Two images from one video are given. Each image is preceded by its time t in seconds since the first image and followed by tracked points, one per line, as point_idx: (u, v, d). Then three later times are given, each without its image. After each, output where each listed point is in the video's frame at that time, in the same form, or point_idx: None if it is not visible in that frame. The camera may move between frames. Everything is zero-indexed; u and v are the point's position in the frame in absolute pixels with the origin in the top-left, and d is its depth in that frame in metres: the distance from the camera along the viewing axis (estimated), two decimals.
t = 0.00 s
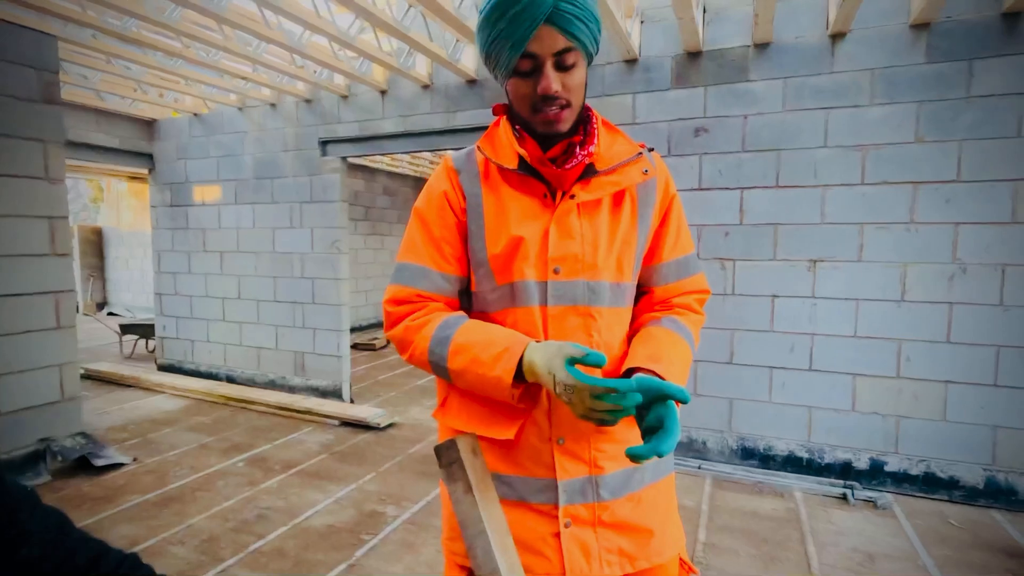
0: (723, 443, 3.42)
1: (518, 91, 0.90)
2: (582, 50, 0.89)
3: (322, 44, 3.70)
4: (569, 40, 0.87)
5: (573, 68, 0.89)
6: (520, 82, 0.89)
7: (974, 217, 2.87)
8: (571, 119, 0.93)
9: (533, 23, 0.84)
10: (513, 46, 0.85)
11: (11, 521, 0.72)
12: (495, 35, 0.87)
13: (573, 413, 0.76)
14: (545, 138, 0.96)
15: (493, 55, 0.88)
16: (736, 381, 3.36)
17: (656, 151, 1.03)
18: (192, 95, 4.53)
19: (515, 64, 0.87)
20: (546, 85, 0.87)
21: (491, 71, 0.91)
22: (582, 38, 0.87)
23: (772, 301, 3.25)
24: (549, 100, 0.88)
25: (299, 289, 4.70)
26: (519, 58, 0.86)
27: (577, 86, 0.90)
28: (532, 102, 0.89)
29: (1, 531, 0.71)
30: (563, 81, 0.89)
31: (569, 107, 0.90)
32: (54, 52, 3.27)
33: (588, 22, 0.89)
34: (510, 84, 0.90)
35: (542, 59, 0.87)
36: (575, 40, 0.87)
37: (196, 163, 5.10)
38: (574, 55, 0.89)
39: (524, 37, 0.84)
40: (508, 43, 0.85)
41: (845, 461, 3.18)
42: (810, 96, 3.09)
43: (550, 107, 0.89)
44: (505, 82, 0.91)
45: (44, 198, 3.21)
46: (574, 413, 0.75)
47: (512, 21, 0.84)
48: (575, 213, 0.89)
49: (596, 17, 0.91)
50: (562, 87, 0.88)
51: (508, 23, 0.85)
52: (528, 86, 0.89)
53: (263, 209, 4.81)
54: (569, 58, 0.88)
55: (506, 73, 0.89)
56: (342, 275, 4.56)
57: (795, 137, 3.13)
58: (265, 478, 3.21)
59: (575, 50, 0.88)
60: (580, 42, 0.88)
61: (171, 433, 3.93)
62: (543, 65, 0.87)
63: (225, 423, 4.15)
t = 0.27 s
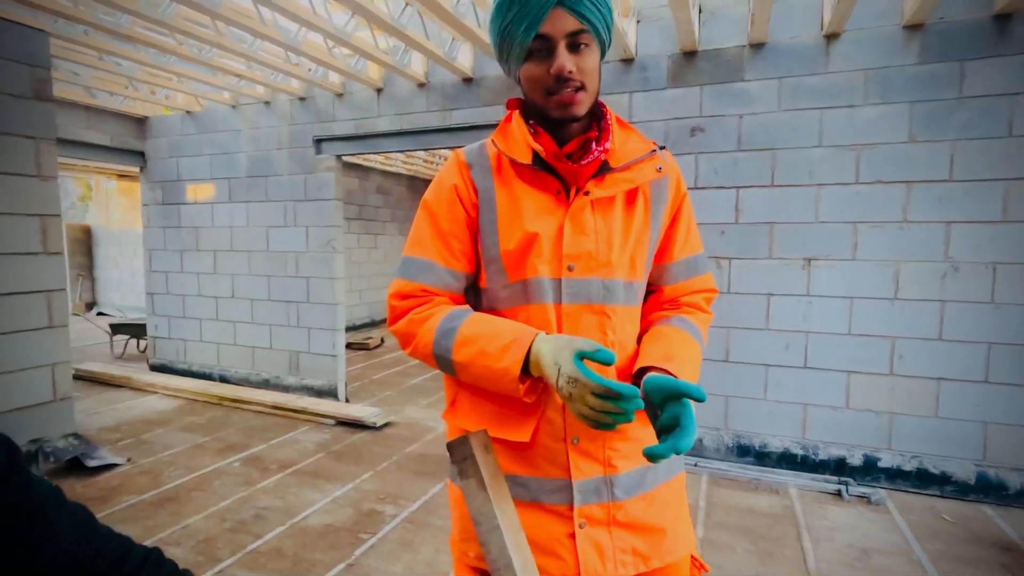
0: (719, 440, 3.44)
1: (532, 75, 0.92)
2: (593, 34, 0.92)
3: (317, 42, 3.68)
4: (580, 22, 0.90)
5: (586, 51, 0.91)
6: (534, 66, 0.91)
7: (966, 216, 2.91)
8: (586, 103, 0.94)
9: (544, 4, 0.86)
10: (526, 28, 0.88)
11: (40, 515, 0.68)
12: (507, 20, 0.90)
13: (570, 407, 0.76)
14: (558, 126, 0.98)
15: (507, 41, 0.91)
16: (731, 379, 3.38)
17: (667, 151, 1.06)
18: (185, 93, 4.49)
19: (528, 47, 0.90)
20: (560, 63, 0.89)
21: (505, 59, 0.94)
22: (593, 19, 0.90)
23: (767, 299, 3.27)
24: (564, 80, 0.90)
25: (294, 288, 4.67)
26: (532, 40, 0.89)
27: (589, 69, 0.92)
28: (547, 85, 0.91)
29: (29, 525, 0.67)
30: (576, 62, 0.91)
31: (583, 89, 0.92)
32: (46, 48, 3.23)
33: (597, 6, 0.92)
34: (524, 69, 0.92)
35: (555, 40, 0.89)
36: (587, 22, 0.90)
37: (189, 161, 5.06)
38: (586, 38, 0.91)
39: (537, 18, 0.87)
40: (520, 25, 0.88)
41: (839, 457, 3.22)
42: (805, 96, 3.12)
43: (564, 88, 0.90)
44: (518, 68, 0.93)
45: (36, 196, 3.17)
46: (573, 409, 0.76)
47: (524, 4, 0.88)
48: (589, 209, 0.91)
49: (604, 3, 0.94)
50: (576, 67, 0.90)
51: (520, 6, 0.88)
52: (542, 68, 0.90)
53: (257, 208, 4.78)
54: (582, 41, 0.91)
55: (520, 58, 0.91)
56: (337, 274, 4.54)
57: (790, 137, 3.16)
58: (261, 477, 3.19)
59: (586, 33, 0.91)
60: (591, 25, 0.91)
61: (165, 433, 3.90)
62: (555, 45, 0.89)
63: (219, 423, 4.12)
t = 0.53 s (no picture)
0: (716, 438, 3.47)
1: (539, 72, 0.93)
2: (599, 29, 0.93)
3: (316, 41, 3.68)
4: (586, 17, 0.91)
5: (592, 45, 0.93)
6: (541, 62, 0.92)
7: (959, 215, 2.95)
8: (593, 97, 0.95)
9: None
10: (531, 25, 0.89)
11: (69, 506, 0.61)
12: (514, 19, 0.91)
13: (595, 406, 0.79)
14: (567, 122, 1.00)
15: (514, 40, 0.92)
16: (728, 377, 3.41)
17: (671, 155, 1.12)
18: (182, 91, 4.48)
19: (535, 44, 0.91)
20: (567, 58, 0.90)
21: (512, 58, 0.96)
22: (598, 14, 0.91)
23: (764, 297, 3.30)
24: (571, 75, 0.91)
25: (291, 287, 4.67)
26: (539, 36, 0.90)
27: (596, 63, 0.93)
28: (554, 81, 0.92)
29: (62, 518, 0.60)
30: (583, 57, 0.92)
31: (590, 83, 0.93)
32: (43, 46, 3.22)
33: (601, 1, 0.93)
34: (532, 67, 0.93)
35: (561, 35, 0.90)
36: (592, 17, 0.91)
37: (185, 161, 5.04)
38: (591, 33, 0.92)
39: (543, 15, 0.88)
40: (526, 22, 0.90)
41: (835, 454, 3.25)
42: (801, 96, 3.14)
43: (571, 83, 0.92)
44: (526, 66, 0.94)
45: (32, 195, 3.15)
46: (599, 408, 0.78)
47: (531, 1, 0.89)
48: (599, 207, 0.94)
49: None
50: (582, 61, 0.91)
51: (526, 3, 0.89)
52: (550, 64, 0.92)
53: (254, 207, 4.77)
54: (588, 36, 0.92)
55: (527, 56, 0.93)
56: (335, 273, 4.54)
57: (787, 137, 3.18)
58: (261, 477, 3.19)
59: (592, 27, 0.92)
60: (596, 20, 0.92)
61: (163, 433, 3.88)
62: (562, 41, 0.90)
63: (217, 423, 4.11)
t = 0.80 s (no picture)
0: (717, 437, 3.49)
1: (550, 84, 0.96)
2: (606, 38, 0.96)
3: (318, 42, 3.69)
4: (594, 27, 0.93)
5: (600, 55, 0.95)
6: (551, 75, 0.95)
7: (959, 216, 2.97)
8: (601, 106, 0.99)
9: (561, 14, 0.89)
10: (541, 39, 0.91)
11: (109, 504, 0.69)
12: (523, 30, 0.92)
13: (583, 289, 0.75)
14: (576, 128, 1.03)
15: (523, 52, 0.94)
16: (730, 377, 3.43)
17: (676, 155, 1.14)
18: (183, 92, 4.48)
19: (545, 56, 0.93)
20: (577, 71, 0.93)
21: (521, 67, 0.97)
22: (605, 26, 0.94)
23: (765, 297, 3.32)
24: (581, 87, 0.94)
25: (293, 288, 4.68)
26: (549, 49, 0.92)
27: (604, 73, 0.96)
28: (564, 92, 0.95)
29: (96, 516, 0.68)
30: (591, 68, 0.95)
31: (599, 94, 0.96)
32: (46, 48, 3.22)
33: (609, 11, 0.95)
34: (542, 78, 0.96)
35: (570, 48, 0.93)
36: (600, 28, 0.94)
37: (186, 161, 5.05)
38: (599, 43, 0.95)
39: (553, 29, 0.90)
40: (536, 36, 0.91)
41: (836, 453, 3.27)
42: (801, 97, 3.16)
43: (582, 94, 0.95)
44: (536, 77, 0.97)
45: (36, 195, 3.16)
46: (580, 274, 0.75)
47: (541, 12, 0.90)
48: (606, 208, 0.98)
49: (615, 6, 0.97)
50: (592, 73, 0.94)
51: (536, 16, 0.90)
52: (560, 77, 0.94)
53: (256, 208, 4.78)
54: (595, 46, 0.95)
55: (537, 68, 0.95)
56: (336, 274, 4.55)
57: (787, 138, 3.20)
58: (264, 476, 3.20)
59: (600, 37, 0.95)
60: (604, 30, 0.94)
61: (165, 433, 3.89)
62: (572, 54, 0.93)
63: (219, 423, 4.12)
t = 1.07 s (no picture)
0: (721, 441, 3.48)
1: (557, 97, 0.97)
2: (615, 52, 0.97)
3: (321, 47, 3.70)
4: (603, 43, 0.94)
5: (607, 69, 0.97)
6: (560, 89, 0.96)
7: (962, 220, 2.97)
8: (608, 118, 1.01)
9: (571, 30, 0.90)
10: (551, 54, 0.92)
11: (125, 512, 0.69)
12: (532, 43, 0.92)
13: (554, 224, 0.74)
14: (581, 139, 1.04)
15: (532, 64, 0.95)
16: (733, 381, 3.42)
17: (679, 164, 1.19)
18: (186, 97, 4.50)
19: (554, 70, 0.94)
20: (586, 87, 0.94)
21: (529, 78, 0.98)
22: (614, 40, 0.95)
23: (768, 302, 3.32)
24: (589, 102, 0.95)
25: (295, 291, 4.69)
26: (559, 63, 0.93)
27: (612, 87, 0.98)
28: (572, 106, 0.97)
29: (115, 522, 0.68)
30: (600, 82, 0.96)
31: (606, 107, 0.98)
32: (51, 53, 3.23)
33: (616, 23, 0.96)
34: (550, 92, 0.97)
35: (580, 62, 0.94)
36: (609, 43, 0.95)
37: (189, 165, 5.06)
38: (607, 58, 0.96)
39: (563, 44, 0.91)
40: (546, 50, 0.92)
41: (840, 458, 3.26)
42: (804, 102, 3.17)
43: (589, 109, 0.96)
44: (543, 90, 0.98)
45: (40, 199, 3.17)
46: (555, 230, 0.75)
47: (552, 28, 0.90)
48: (615, 215, 1.03)
49: (622, 18, 0.98)
50: (601, 89, 0.95)
51: (547, 31, 0.90)
52: (568, 91, 0.96)
53: (259, 211, 4.79)
54: (604, 61, 0.96)
55: (546, 81, 0.96)
56: (339, 277, 4.55)
57: (790, 142, 3.21)
58: (267, 480, 3.20)
59: (609, 52, 0.96)
60: (613, 45, 0.96)
61: (168, 437, 3.89)
62: (581, 69, 0.94)
63: (222, 426, 4.13)
